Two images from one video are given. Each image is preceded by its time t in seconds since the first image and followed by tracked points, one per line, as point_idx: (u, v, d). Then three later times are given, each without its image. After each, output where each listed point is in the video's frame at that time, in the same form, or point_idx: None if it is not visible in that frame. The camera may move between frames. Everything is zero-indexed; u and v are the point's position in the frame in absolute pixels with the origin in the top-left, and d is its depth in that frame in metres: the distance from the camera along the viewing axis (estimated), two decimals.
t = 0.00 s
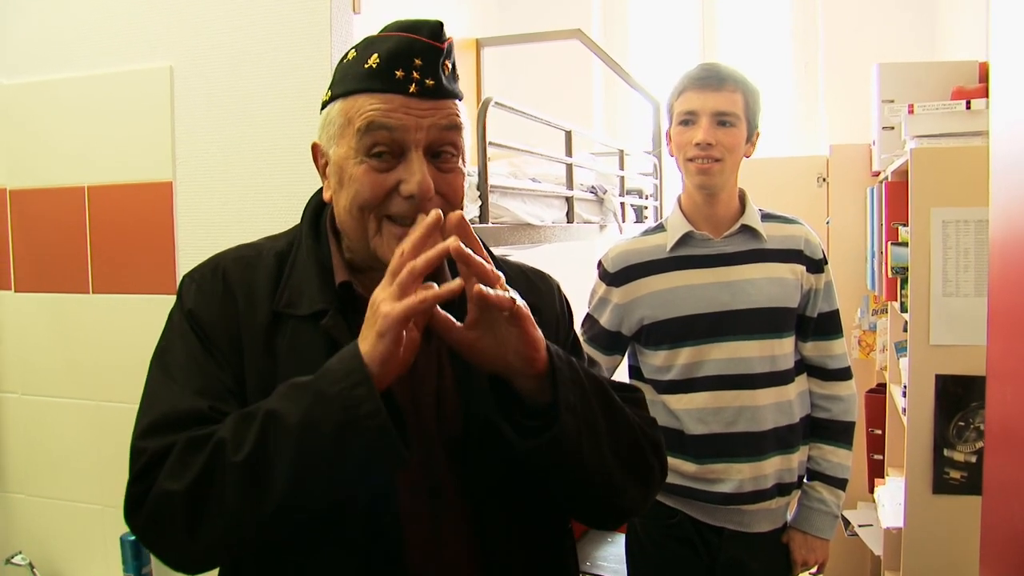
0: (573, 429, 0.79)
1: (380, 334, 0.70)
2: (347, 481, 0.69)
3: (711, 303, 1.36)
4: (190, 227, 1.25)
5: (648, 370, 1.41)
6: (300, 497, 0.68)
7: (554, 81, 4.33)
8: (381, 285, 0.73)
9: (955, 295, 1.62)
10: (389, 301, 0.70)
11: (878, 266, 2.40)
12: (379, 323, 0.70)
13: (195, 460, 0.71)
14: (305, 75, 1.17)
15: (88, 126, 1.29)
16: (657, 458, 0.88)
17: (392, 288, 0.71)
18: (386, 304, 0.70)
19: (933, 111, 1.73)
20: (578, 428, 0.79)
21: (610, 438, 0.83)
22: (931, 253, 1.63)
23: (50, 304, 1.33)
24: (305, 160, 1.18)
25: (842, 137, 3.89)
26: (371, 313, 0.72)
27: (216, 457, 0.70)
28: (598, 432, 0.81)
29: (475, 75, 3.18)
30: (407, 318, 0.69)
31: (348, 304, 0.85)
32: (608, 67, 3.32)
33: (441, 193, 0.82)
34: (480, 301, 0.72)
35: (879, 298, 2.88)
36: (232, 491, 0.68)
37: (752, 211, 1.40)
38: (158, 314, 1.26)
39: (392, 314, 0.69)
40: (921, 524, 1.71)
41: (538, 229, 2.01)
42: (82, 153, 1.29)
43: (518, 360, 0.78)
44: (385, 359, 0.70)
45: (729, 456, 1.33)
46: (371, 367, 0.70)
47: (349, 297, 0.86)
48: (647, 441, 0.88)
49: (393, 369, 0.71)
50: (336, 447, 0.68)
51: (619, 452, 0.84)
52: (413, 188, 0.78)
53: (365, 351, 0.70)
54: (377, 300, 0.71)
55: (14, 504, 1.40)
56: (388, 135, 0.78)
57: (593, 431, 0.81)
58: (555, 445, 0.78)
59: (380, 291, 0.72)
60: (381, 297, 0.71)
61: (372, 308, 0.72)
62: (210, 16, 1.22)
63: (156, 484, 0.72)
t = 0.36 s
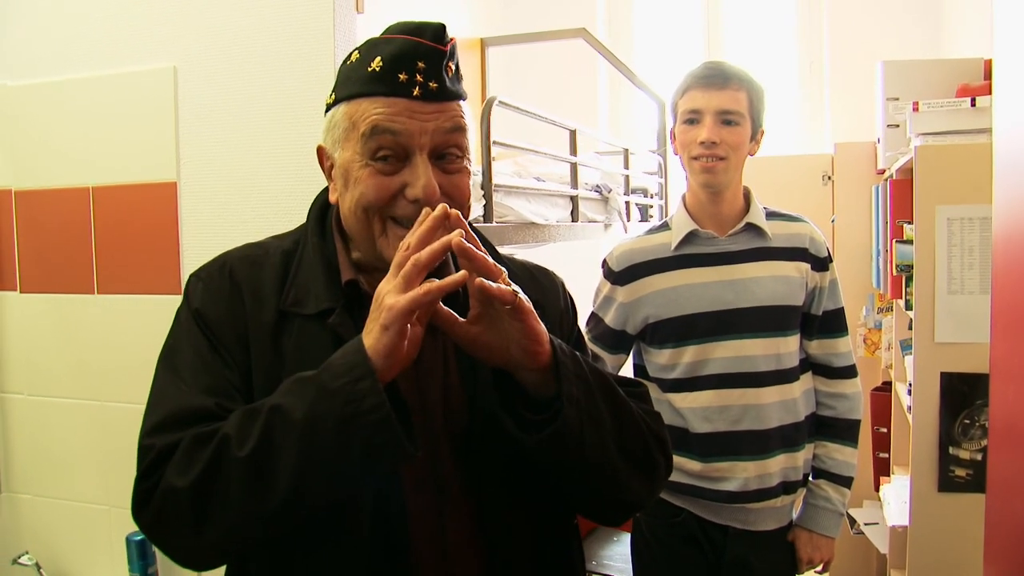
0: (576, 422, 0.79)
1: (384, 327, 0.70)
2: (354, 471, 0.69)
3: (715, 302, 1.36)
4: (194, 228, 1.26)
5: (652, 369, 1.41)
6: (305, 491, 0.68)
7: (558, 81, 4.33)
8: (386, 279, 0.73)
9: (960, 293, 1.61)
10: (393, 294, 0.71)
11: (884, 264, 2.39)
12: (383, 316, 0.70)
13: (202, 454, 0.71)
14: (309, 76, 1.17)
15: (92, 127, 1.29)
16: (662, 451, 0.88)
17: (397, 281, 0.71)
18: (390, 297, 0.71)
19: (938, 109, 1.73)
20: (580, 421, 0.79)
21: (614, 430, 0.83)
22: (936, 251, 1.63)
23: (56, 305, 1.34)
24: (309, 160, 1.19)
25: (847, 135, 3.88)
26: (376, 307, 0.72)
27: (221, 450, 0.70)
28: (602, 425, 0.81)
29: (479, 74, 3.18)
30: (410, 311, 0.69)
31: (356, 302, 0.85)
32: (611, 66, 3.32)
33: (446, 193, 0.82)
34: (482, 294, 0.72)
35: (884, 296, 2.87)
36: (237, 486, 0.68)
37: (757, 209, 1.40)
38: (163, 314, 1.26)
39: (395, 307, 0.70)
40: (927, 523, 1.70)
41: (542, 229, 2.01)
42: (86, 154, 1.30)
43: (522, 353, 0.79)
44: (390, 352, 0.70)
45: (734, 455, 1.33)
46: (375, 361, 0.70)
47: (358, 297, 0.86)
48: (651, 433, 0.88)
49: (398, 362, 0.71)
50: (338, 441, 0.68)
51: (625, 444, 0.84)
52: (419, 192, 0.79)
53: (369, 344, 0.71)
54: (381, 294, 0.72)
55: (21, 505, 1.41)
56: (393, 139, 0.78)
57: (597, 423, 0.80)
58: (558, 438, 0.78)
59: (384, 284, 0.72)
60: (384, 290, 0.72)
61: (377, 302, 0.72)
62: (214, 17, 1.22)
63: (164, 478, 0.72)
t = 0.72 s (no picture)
0: (574, 431, 0.79)
1: (380, 341, 0.70)
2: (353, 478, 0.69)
3: (714, 305, 1.36)
4: (193, 226, 1.26)
5: (651, 369, 1.41)
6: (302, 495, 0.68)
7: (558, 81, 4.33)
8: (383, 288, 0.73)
9: (958, 295, 1.62)
10: (389, 306, 0.70)
11: (882, 265, 2.39)
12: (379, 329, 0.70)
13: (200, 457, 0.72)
14: (309, 75, 1.18)
15: (92, 126, 1.29)
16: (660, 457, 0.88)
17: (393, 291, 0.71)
18: (386, 309, 0.71)
19: (937, 111, 1.73)
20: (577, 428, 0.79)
21: (612, 437, 0.83)
22: (934, 252, 1.63)
23: (54, 303, 1.34)
24: (309, 159, 1.19)
25: (846, 136, 3.88)
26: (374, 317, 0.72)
27: (218, 453, 0.70)
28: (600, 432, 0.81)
29: (479, 74, 3.18)
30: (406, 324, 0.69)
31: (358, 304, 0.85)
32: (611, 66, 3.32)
33: (447, 199, 0.83)
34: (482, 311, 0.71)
35: (883, 298, 2.87)
36: (234, 488, 0.69)
37: (756, 210, 1.40)
38: (162, 313, 1.27)
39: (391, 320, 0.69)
40: (924, 524, 1.70)
41: (541, 229, 2.01)
42: (86, 152, 1.30)
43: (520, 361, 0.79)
44: (387, 364, 0.71)
45: (732, 455, 1.34)
46: (371, 372, 0.70)
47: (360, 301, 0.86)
48: (650, 439, 0.88)
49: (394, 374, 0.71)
50: (336, 445, 0.69)
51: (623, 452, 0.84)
52: (418, 200, 0.79)
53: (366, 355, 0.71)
54: (378, 305, 0.72)
55: (19, 503, 1.41)
56: (393, 147, 0.78)
57: (595, 430, 0.81)
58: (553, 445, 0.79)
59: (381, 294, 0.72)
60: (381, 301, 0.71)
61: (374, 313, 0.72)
62: (214, 16, 1.22)
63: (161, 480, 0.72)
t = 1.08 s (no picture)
0: (565, 502, 0.80)
1: (387, 462, 0.71)
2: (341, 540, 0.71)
3: (706, 305, 1.36)
4: (187, 225, 1.25)
5: (645, 370, 1.41)
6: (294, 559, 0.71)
7: (555, 81, 4.33)
8: (398, 403, 0.70)
9: (952, 297, 1.62)
10: (406, 442, 0.69)
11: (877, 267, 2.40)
12: (387, 450, 0.71)
13: (187, 507, 0.73)
14: (304, 74, 1.17)
15: (85, 123, 1.29)
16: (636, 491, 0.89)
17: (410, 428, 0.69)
18: (400, 441, 0.70)
19: (932, 113, 1.73)
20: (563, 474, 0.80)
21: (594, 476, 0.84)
22: (928, 255, 1.63)
23: (47, 302, 1.33)
24: (304, 158, 1.18)
25: (842, 138, 3.89)
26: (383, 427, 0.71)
27: (211, 509, 0.72)
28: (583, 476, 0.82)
29: (476, 74, 3.18)
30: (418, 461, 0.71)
31: (345, 303, 0.84)
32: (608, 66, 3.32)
33: (428, 195, 0.82)
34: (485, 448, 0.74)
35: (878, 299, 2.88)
36: (226, 545, 0.72)
37: (751, 211, 1.40)
38: (155, 311, 1.26)
39: (404, 454, 0.70)
40: (918, 526, 1.71)
41: (537, 229, 2.01)
42: (79, 150, 1.29)
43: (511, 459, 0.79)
44: (388, 475, 0.72)
45: (726, 457, 1.34)
46: (374, 476, 0.71)
47: (348, 295, 0.85)
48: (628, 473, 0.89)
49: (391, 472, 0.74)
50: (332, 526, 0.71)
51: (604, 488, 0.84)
52: (398, 193, 0.79)
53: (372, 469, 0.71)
54: (392, 424, 0.70)
55: (11, 502, 1.40)
56: (372, 142, 0.78)
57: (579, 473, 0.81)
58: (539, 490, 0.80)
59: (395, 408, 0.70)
60: (395, 424, 0.70)
61: (384, 417, 0.71)
62: (209, 15, 1.22)
63: (150, 518, 0.75)
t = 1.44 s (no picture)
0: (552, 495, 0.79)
1: (365, 437, 0.71)
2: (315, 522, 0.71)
3: (703, 306, 1.36)
4: (185, 225, 1.25)
5: (642, 371, 1.41)
6: (270, 544, 0.71)
7: (553, 82, 4.33)
8: (375, 376, 0.72)
9: (949, 298, 1.62)
10: (383, 408, 0.71)
11: (874, 267, 2.40)
12: (364, 423, 0.71)
13: (171, 494, 0.74)
14: (302, 74, 1.17)
15: (83, 123, 1.29)
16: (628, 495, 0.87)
17: (387, 396, 0.71)
18: (378, 411, 0.71)
19: (929, 114, 1.73)
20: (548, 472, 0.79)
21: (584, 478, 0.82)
22: (925, 255, 1.63)
23: (44, 301, 1.33)
24: (301, 158, 1.18)
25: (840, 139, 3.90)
26: (361, 400, 0.72)
27: (190, 499, 0.72)
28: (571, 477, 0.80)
29: (474, 75, 3.19)
30: (396, 432, 0.71)
31: (337, 301, 0.83)
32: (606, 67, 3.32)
33: (422, 188, 0.81)
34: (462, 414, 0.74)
35: (875, 300, 2.88)
36: (205, 535, 0.72)
37: (748, 212, 1.40)
38: (153, 311, 1.26)
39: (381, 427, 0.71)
40: (915, 526, 1.71)
41: (534, 229, 2.01)
42: (77, 149, 1.29)
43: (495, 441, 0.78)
44: (366, 454, 0.72)
45: (723, 457, 1.34)
46: (352, 453, 0.72)
47: (340, 295, 0.84)
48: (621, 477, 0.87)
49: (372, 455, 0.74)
50: (309, 511, 0.71)
51: (594, 493, 0.83)
52: (391, 184, 0.78)
53: (350, 443, 0.71)
54: (370, 396, 0.72)
55: (7, 501, 1.40)
56: (366, 134, 0.78)
57: (564, 472, 0.80)
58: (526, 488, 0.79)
59: (373, 379, 0.72)
60: (373, 396, 0.72)
61: (362, 394, 0.72)
62: (206, 14, 1.22)
63: (135, 507, 0.75)
